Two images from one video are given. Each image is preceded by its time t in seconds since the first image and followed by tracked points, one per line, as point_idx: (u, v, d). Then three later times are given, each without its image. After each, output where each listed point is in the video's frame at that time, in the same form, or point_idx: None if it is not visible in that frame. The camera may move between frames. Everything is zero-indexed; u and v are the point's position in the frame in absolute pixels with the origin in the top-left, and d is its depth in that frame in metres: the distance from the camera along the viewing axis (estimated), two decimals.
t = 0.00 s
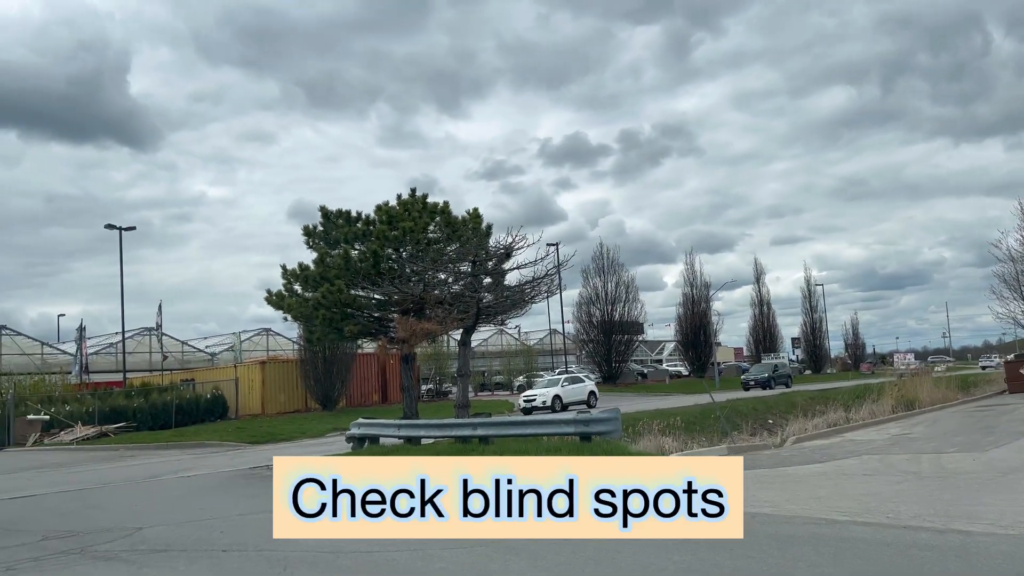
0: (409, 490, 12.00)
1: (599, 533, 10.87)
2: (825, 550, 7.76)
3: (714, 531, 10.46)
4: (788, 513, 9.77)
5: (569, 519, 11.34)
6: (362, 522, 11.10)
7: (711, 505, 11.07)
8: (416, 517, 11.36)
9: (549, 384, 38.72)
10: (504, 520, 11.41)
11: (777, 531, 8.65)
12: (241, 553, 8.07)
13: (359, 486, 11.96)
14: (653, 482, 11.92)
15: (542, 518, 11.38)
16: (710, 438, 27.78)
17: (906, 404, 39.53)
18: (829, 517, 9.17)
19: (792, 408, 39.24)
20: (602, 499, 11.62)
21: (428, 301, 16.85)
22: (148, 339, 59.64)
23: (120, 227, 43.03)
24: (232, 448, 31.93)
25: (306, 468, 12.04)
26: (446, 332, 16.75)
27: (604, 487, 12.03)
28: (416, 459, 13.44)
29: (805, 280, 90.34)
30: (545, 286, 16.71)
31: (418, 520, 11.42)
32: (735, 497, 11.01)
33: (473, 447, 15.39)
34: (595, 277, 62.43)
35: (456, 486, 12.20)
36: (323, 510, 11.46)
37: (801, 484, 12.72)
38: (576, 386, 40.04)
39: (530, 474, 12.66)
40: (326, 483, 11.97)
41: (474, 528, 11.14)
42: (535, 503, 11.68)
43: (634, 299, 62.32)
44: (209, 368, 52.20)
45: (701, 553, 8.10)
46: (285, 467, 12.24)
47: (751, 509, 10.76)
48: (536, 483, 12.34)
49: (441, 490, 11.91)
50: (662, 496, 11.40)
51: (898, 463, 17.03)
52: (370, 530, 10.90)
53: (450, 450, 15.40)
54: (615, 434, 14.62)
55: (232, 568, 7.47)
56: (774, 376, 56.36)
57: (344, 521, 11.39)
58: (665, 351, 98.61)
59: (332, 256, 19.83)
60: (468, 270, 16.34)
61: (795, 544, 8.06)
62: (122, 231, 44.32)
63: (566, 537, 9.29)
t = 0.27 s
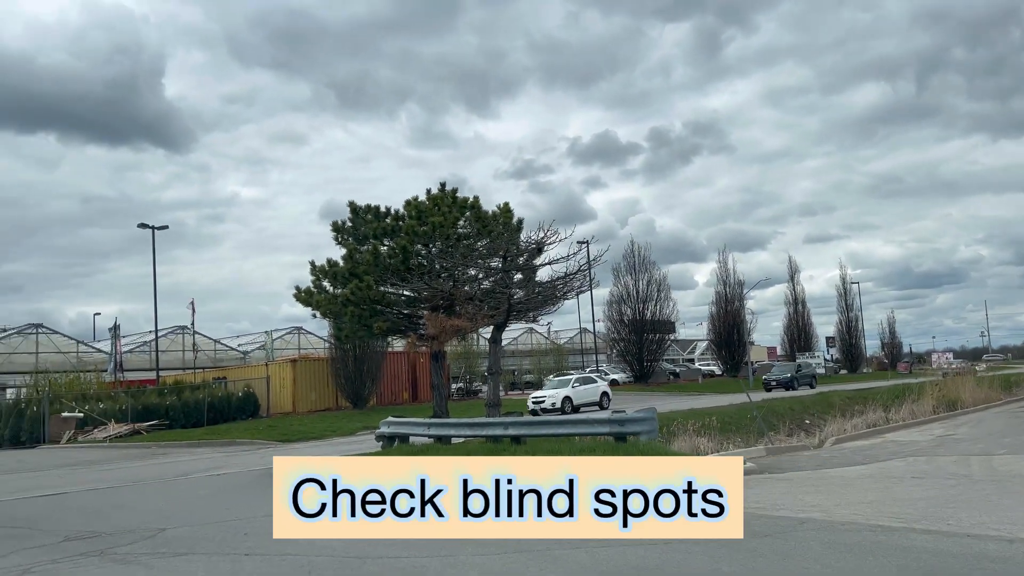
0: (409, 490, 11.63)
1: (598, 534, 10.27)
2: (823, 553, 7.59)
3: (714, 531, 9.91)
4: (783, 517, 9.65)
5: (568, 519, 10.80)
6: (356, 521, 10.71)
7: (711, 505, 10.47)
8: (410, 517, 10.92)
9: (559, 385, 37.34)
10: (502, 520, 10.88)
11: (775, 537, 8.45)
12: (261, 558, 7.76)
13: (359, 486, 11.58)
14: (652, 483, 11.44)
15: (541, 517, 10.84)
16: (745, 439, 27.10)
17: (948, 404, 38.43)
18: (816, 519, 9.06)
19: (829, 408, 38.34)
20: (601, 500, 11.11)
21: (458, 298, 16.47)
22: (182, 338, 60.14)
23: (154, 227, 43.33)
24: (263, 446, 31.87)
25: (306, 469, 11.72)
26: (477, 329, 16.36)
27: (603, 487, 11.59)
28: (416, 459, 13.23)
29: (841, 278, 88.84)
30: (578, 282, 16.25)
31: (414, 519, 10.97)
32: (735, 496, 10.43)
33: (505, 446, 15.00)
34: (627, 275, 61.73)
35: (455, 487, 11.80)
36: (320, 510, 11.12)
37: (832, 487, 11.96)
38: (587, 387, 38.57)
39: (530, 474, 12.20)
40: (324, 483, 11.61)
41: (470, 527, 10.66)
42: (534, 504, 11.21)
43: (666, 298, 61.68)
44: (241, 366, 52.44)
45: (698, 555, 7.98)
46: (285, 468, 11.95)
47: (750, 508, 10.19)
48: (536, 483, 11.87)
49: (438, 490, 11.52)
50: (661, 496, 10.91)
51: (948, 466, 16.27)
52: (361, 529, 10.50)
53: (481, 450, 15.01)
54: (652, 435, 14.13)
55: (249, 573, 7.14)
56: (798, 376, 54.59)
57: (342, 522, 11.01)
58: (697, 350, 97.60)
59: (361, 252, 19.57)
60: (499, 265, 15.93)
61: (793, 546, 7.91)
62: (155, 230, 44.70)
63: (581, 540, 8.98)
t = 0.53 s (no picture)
0: (410, 489, 11.28)
1: (597, 534, 9.87)
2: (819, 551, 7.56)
3: (711, 530, 9.49)
4: (767, 514, 9.83)
5: (569, 519, 10.46)
6: (355, 522, 10.43)
7: (711, 505, 10.01)
8: (410, 517, 10.61)
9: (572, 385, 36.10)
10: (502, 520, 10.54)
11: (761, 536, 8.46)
12: (289, 564, 7.43)
13: (360, 486, 11.20)
14: (652, 483, 11.13)
15: (541, 518, 10.50)
16: (788, 440, 26.26)
17: (1000, 405, 37.10)
18: (876, 528, 8.48)
19: (874, 409, 37.24)
20: (601, 499, 10.72)
21: (492, 294, 16.05)
22: (219, 336, 60.48)
23: (190, 226, 43.55)
24: (297, 444, 31.75)
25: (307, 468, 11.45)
26: (513, 326, 15.93)
27: (603, 487, 11.27)
28: (418, 458, 12.93)
29: (883, 276, 86.97)
30: (617, 277, 15.73)
31: (414, 520, 10.65)
32: (735, 496, 9.97)
33: (543, 447, 14.48)
34: (664, 273, 60.83)
35: (456, 487, 11.52)
36: (321, 511, 10.82)
37: (890, 494, 11.09)
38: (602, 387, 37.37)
39: (530, 474, 11.86)
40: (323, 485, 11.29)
41: (469, 528, 10.34)
42: (534, 503, 10.86)
43: (703, 296, 60.77)
44: (276, 364, 52.55)
45: (690, 551, 8.04)
46: (285, 467, 11.74)
47: (771, 511, 9.79)
48: (536, 483, 11.52)
49: (439, 490, 11.23)
50: (661, 496, 10.50)
51: (1009, 470, 15.36)
52: (357, 530, 10.23)
53: (518, 450, 14.52)
54: (697, 436, 13.48)
55: None
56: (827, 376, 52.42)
57: (341, 523, 10.71)
58: (735, 350, 96.29)
59: (394, 246, 19.19)
60: (535, 260, 15.46)
61: (785, 544, 7.94)
62: (192, 229, 44.95)
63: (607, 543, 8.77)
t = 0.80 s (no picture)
0: (410, 490, 11.39)
1: (596, 533, 9.87)
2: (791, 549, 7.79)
3: (711, 530, 9.25)
4: (817, 519, 9.29)
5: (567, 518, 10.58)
6: (353, 521, 10.47)
7: (710, 506, 9.94)
8: (409, 517, 10.69)
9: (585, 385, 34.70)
10: (502, 520, 10.52)
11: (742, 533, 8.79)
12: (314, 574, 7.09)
13: (360, 487, 11.31)
14: (652, 482, 11.14)
15: (542, 518, 10.53)
16: (828, 442, 25.50)
17: None
18: (940, 537, 7.90)
19: (916, 409, 36.26)
20: (601, 499, 10.78)
21: (524, 290, 15.60)
22: (251, 334, 60.72)
23: (221, 225, 43.68)
24: (327, 443, 31.59)
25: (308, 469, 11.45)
26: (545, 323, 15.48)
27: (603, 486, 11.33)
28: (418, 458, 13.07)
29: (921, 274, 85.21)
30: (652, 273, 15.21)
31: (413, 519, 10.69)
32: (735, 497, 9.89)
33: (576, 449, 14.02)
34: (698, 272, 60.01)
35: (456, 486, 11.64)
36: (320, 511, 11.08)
37: (953, 502, 10.35)
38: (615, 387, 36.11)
39: (530, 473, 11.95)
40: (323, 484, 11.51)
41: (469, 526, 10.41)
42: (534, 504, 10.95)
43: (737, 294, 59.90)
44: (307, 363, 52.58)
45: (674, 552, 8.27)
46: (285, 470, 11.85)
47: (822, 516, 9.23)
48: (537, 482, 11.55)
49: (438, 491, 11.36)
50: (660, 496, 10.45)
51: None
52: (356, 529, 10.27)
53: (551, 452, 14.08)
54: (737, 439, 12.93)
55: None
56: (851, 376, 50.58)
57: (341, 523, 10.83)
58: (769, 349, 94.93)
59: (423, 242, 18.82)
60: (567, 256, 14.98)
61: (764, 544, 8.16)
62: (225, 228, 45.10)
63: (612, 544, 8.90)
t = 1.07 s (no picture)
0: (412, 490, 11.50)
1: (599, 531, 9.97)
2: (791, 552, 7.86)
3: (711, 530, 9.31)
4: (882, 530, 8.62)
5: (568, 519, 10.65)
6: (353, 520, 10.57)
7: (711, 505, 10.03)
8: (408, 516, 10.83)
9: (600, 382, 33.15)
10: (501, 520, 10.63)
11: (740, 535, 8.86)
12: None
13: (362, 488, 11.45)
14: (651, 481, 11.15)
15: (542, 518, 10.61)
16: (878, 445, 24.52)
17: None
18: None
19: (968, 411, 34.97)
20: (601, 499, 10.84)
21: (563, 286, 15.04)
22: (288, 333, 60.89)
23: (258, 223, 43.74)
24: (363, 443, 31.31)
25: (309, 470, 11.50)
26: (585, 320, 14.91)
27: (603, 487, 11.36)
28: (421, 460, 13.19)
29: (970, 272, 82.85)
30: (698, 268, 14.54)
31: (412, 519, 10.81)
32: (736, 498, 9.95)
33: (619, 452, 13.41)
34: (739, 270, 58.86)
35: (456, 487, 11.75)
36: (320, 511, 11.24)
37: None
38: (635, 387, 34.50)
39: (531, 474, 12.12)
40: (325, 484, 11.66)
41: (469, 525, 10.54)
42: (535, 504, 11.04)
43: (779, 293, 58.71)
44: (343, 362, 52.52)
45: (671, 552, 8.35)
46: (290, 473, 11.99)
47: (888, 527, 8.56)
48: (537, 483, 11.74)
49: (439, 492, 11.47)
50: (661, 495, 10.46)
51: None
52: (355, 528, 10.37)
53: (592, 455, 13.48)
54: (792, 443, 12.21)
55: None
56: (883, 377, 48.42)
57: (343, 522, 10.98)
58: (811, 349, 93.07)
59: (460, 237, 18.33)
60: (609, 251, 14.38)
61: (766, 547, 8.18)
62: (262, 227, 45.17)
63: (615, 543, 8.99)
